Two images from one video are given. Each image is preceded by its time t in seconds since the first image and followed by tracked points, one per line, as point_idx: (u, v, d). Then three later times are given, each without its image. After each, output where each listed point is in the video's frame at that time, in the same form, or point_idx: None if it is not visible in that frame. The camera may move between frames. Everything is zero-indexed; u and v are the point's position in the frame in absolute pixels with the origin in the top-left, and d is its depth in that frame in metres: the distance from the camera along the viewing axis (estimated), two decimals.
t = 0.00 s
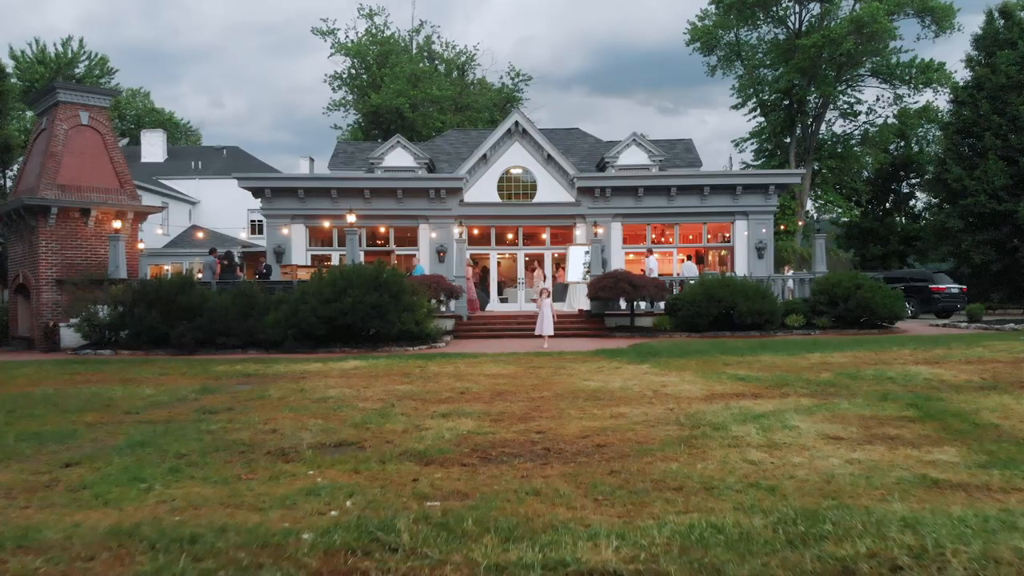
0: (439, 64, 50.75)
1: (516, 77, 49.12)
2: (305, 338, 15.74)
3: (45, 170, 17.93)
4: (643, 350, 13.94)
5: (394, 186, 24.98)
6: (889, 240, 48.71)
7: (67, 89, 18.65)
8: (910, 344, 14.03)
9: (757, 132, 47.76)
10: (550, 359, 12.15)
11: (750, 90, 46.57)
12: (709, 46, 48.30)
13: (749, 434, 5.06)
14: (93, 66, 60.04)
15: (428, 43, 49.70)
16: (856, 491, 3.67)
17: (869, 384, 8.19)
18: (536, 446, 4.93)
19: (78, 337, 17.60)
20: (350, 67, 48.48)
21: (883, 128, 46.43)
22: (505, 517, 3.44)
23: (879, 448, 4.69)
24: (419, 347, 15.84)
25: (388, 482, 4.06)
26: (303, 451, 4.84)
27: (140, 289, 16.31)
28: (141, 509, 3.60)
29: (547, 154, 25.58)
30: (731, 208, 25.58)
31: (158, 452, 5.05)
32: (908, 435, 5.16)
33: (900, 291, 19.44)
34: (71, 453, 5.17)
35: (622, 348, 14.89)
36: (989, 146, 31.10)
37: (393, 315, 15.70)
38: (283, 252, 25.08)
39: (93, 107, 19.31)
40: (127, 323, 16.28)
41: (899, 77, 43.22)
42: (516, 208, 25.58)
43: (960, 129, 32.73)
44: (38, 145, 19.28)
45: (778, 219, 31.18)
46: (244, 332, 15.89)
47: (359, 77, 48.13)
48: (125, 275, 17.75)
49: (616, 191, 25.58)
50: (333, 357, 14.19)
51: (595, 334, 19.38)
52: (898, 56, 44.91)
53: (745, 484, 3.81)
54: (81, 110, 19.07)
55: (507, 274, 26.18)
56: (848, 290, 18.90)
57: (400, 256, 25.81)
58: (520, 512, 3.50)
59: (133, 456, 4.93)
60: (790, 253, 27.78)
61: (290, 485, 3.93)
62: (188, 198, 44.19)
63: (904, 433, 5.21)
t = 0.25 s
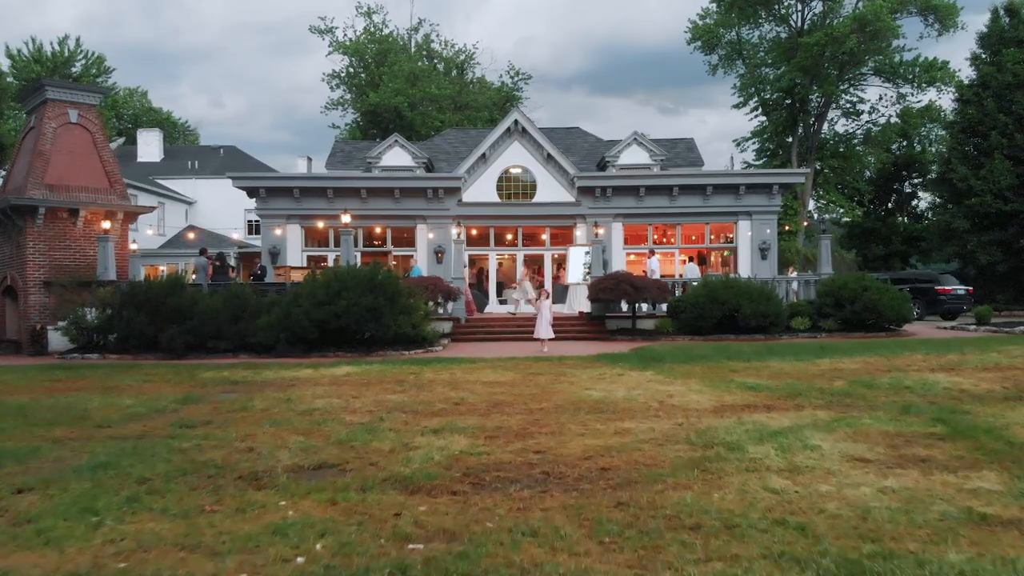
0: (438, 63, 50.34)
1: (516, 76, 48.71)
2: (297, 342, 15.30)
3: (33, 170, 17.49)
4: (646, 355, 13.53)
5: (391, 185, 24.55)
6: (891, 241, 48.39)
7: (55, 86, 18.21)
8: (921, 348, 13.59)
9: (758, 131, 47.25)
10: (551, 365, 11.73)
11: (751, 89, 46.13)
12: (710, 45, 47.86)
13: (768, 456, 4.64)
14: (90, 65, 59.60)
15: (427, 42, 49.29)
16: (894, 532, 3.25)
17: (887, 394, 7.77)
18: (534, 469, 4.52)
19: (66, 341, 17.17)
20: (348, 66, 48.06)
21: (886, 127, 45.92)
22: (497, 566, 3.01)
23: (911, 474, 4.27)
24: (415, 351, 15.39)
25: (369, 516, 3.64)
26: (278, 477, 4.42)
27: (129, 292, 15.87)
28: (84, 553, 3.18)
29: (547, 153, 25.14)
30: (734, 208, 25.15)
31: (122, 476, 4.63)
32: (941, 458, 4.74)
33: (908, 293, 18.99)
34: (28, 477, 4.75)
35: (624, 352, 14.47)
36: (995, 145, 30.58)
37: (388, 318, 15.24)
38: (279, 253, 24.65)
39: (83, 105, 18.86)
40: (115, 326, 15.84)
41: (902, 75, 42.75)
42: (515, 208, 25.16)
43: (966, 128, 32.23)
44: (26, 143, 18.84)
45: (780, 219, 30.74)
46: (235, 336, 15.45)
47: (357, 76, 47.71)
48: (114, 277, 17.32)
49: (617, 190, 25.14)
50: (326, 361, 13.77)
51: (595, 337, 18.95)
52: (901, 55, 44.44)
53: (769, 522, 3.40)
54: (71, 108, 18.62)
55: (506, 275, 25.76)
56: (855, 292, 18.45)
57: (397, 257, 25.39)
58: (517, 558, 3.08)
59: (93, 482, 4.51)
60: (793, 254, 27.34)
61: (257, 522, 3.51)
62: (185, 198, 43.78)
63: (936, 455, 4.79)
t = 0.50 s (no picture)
0: (437, 62, 49.91)
1: (515, 75, 48.27)
2: (289, 346, 14.86)
3: (20, 170, 17.04)
4: (649, 360, 13.10)
5: (388, 185, 24.11)
6: (894, 241, 48.50)
7: (43, 84, 17.74)
8: (933, 354, 13.16)
9: (760, 131, 46.70)
10: (551, 372, 11.32)
11: (753, 88, 45.62)
12: (711, 44, 47.36)
13: (790, 485, 4.23)
14: (86, 64, 59.07)
15: (425, 41, 48.85)
16: None
17: (906, 407, 7.37)
18: (533, 499, 4.10)
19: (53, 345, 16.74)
20: (346, 65, 47.61)
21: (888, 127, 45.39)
22: None
23: (951, 508, 3.86)
24: (411, 356, 14.94)
25: (347, 561, 3.23)
26: (249, 510, 4.01)
27: (117, 295, 15.45)
28: None
29: (547, 152, 24.70)
30: (737, 209, 24.72)
31: (80, 507, 4.21)
32: (982, 486, 4.33)
33: (916, 296, 18.58)
34: None
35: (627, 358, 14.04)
36: (1001, 145, 30.26)
37: (383, 322, 14.80)
38: (273, 254, 24.22)
39: (72, 103, 18.39)
40: (103, 330, 15.40)
41: (905, 75, 42.26)
42: (515, 208, 24.73)
43: (971, 128, 31.73)
44: (13, 142, 18.38)
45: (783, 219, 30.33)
46: (226, 340, 15.02)
47: (355, 75, 47.27)
48: (103, 279, 16.90)
49: (618, 190, 24.70)
50: (318, 367, 13.35)
51: (596, 341, 18.53)
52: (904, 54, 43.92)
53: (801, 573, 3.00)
54: (60, 106, 18.15)
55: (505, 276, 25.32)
56: (863, 295, 18.04)
57: (394, 259, 24.94)
58: None
59: (45, 515, 4.08)
60: (797, 256, 26.89)
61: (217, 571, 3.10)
62: (181, 199, 43.31)
63: (974, 483, 4.37)
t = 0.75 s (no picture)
0: (436, 61, 49.50)
1: (515, 75, 47.86)
2: (281, 352, 14.43)
3: (6, 171, 16.61)
4: (652, 367, 12.70)
5: (385, 186, 23.70)
6: (896, 241, 48.52)
7: (30, 83, 17.26)
8: (946, 361, 12.76)
9: (762, 131, 46.21)
10: (552, 381, 10.90)
11: (754, 88, 45.14)
12: (712, 44, 46.92)
13: (818, 525, 3.81)
14: (82, 64, 58.60)
15: (424, 40, 48.43)
16: None
17: (929, 425, 6.95)
18: (531, 542, 3.68)
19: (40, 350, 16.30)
20: (344, 64, 47.19)
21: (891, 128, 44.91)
22: None
23: (1000, 554, 3.46)
24: (407, 363, 14.51)
25: None
26: (214, 556, 3.59)
27: (104, 300, 15.00)
28: None
29: (547, 152, 24.27)
30: (740, 210, 24.29)
31: (28, 550, 3.79)
32: None
33: (925, 300, 18.15)
34: None
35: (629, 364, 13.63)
36: (1008, 145, 29.84)
37: (377, 328, 14.36)
38: (268, 256, 23.79)
39: (61, 103, 17.91)
40: (90, 336, 14.97)
41: (908, 74, 41.78)
42: (514, 209, 24.29)
43: (977, 128, 31.26)
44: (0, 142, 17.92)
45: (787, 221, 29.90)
46: (217, 347, 14.59)
47: (354, 74, 46.85)
48: (90, 283, 16.47)
49: (619, 191, 24.28)
50: (311, 374, 12.95)
51: (597, 345, 18.10)
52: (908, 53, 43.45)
53: None
54: (48, 106, 17.67)
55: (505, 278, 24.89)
56: (870, 299, 17.61)
57: (390, 261, 24.49)
58: None
59: None
60: (801, 258, 26.45)
61: None
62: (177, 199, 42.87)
63: (1020, 522, 3.96)
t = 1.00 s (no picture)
0: (435, 61, 49.09)
1: (515, 74, 47.46)
2: (273, 360, 13.98)
3: None
4: (655, 375, 12.28)
5: (382, 187, 23.27)
6: (899, 242, 48.48)
7: (17, 82, 16.79)
8: (960, 370, 12.33)
9: (763, 131, 45.75)
10: (552, 392, 10.46)
11: (756, 88, 44.68)
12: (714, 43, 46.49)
13: None
14: (79, 64, 58.14)
15: (423, 39, 48.02)
16: None
17: (955, 446, 6.53)
18: None
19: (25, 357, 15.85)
20: (342, 63, 46.75)
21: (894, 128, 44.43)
22: None
23: None
24: (403, 370, 14.05)
25: None
26: None
27: (91, 305, 14.55)
28: None
29: (546, 153, 23.83)
30: (744, 212, 23.85)
31: None
32: None
33: (934, 304, 17.72)
34: None
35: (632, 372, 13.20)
36: (1015, 145, 29.41)
37: (372, 335, 13.90)
38: (263, 258, 23.35)
39: (48, 102, 17.43)
40: (76, 342, 14.52)
41: (912, 74, 41.29)
42: (514, 211, 23.87)
43: (983, 128, 30.82)
44: None
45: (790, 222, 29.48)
46: (206, 354, 14.14)
47: (352, 74, 46.41)
48: (78, 288, 16.05)
49: (621, 193, 23.87)
50: (303, 383, 12.54)
51: (599, 350, 17.65)
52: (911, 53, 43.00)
53: None
54: (36, 106, 17.19)
55: (504, 280, 24.44)
56: (878, 303, 17.19)
57: (387, 263, 24.06)
58: None
59: None
60: (805, 260, 26.02)
61: None
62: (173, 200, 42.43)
63: None
